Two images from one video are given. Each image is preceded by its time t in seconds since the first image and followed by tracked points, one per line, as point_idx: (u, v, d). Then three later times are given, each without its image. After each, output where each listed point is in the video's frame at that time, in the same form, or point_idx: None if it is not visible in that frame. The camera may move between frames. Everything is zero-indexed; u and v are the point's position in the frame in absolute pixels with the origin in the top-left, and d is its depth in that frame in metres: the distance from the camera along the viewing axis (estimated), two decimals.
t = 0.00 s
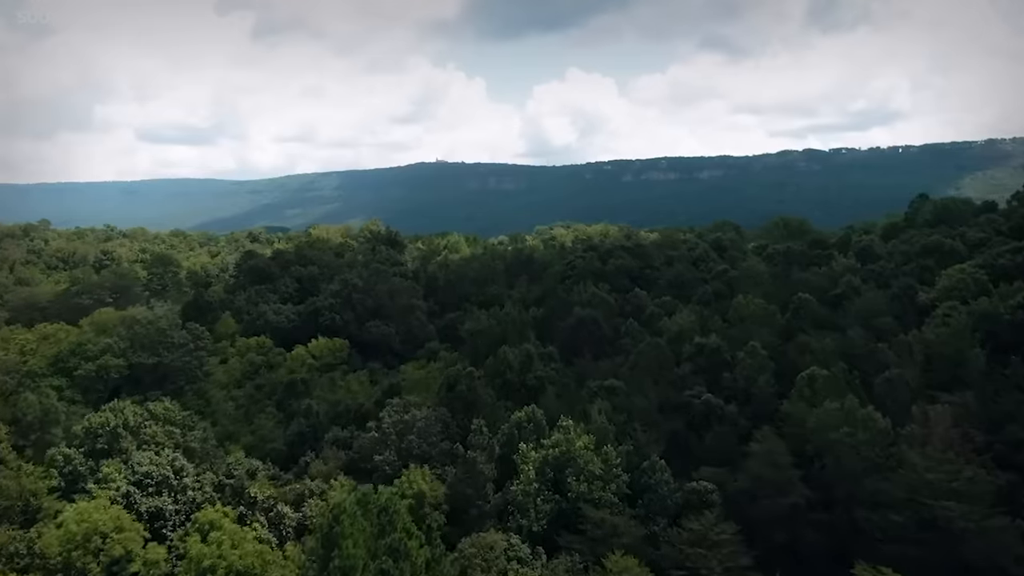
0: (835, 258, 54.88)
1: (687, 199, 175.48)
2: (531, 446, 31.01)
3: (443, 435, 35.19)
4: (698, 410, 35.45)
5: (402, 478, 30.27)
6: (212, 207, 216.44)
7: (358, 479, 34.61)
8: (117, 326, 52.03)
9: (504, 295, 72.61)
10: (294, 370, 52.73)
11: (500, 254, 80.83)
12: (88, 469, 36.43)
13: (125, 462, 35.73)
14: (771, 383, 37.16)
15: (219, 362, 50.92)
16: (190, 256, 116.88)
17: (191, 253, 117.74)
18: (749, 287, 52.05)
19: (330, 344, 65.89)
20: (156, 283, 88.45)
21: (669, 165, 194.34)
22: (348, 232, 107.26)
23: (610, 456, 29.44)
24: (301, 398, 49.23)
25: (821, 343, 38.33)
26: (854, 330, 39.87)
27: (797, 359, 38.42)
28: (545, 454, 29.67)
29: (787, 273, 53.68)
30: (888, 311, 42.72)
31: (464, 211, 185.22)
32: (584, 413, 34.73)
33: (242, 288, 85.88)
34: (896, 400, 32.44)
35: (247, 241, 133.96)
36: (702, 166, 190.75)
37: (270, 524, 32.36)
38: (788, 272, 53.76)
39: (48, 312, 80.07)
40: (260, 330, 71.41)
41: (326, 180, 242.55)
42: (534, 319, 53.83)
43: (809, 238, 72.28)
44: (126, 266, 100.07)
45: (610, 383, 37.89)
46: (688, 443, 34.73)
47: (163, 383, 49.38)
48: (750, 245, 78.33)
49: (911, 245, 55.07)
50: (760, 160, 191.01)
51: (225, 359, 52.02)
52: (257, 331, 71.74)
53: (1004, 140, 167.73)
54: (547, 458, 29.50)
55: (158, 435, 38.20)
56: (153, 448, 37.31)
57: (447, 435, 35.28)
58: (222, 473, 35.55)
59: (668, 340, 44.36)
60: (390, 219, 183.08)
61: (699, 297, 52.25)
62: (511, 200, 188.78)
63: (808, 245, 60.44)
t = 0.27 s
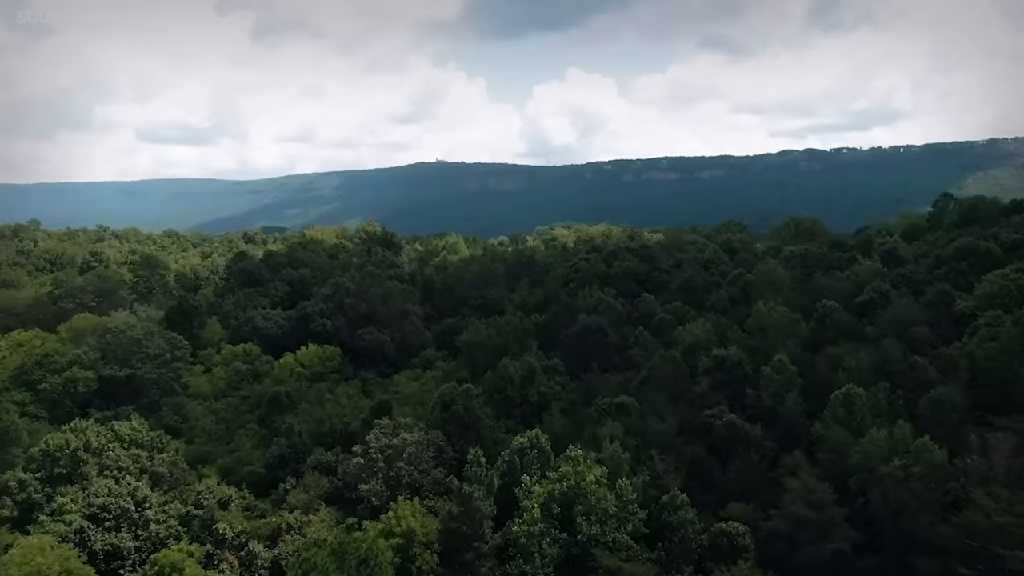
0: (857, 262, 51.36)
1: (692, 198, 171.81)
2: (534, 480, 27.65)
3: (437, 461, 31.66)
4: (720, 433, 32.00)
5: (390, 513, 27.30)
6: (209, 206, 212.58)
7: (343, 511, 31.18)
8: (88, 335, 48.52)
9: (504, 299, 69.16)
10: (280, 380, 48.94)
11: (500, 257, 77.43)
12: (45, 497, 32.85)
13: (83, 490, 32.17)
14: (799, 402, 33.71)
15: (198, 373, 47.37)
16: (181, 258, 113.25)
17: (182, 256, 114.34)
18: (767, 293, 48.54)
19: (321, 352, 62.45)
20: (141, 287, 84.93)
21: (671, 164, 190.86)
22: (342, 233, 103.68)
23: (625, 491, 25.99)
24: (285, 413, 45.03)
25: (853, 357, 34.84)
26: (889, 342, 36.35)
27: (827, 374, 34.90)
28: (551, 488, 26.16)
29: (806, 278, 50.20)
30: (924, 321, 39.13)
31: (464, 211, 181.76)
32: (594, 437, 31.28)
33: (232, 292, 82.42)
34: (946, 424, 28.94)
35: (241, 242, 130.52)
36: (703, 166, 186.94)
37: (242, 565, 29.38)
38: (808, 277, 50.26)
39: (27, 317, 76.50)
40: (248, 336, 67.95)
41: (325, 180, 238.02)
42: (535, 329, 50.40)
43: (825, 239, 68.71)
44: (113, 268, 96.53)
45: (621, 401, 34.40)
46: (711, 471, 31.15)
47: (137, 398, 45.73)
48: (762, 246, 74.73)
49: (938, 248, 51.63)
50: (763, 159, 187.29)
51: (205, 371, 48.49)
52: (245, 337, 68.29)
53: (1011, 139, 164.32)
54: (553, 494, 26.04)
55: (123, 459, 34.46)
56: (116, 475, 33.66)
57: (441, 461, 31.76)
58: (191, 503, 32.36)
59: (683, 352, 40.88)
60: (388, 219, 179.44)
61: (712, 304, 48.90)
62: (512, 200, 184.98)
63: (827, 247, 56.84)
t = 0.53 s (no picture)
0: (880, 267, 48.36)
1: (695, 198, 168.47)
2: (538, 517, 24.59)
3: (429, 490, 28.61)
4: (743, 460, 29.15)
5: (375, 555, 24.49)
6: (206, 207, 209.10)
7: (326, 548, 28.21)
8: (58, 346, 45.21)
9: (504, 304, 66.12)
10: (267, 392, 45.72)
11: (500, 259, 74.30)
12: None
13: (39, 522, 29.22)
14: (829, 424, 30.84)
15: (177, 385, 44.25)
16: (171, 260, 109.94)
17: (173, 259, 111.19)
18: (785, 300, 45.51)
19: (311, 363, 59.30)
20: (128, 291, 81.87)
21: (672, 164, 187.82)
22: (338, 234, 100.50)
23: (643, 533, 23.13)
24: (269, 430, 41.62)
25: (888, 373, 31.87)
26: (925, 355, 33.42)
27: (859, 392, 31.92)
28: (558, 531, 23.04)
29: (826, 284, 47.26)
30: (960, 333, 36.18)
31: (464, 211, 178.46)
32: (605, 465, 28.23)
33: (221, 297, 79.24)
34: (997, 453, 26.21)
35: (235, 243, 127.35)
36: (703, 166, 183.89)
37: None
38: (828, 283, 47.31)
39: (7, 322, 73.38)
40: (236, 343, 64.98)
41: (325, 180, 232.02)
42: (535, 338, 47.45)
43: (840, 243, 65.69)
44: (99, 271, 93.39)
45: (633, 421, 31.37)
46: (736, 504, 28.37)
47: (110, 413, 42.73)
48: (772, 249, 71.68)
49: (964, 251, 48.67)
50: (763, 160, 183.85)
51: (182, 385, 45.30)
52: (233, 345, 65.20)
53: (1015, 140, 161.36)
54: (562, 537, 22.97)
55: (84, 486, 31.25)
56: (75, 504, 30.36)
57: (434, 490, 28.73)
58: (158, 537, 30.01)
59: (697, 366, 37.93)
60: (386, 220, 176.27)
61: (725, 312, 45.99)
62: (513, 200, 181.54)
63: (845, 251, 53.80)
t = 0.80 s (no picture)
0: (905, 275, 45.47)
1: (697, 198, 165.21)
2: (546, 567, 21.72)
3: (419, 528, 25.53)
4: (772, 494, 26.37)
5: None
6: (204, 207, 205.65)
7: None
8: (24, 359, 41.94)
9: (504, 310, 63.06)
10: (252, 406, 42.83)
11: (499, 263, 71.36)
12: None
13: None
14: (866, 452, 27.96)
15: (159, 397, 41.77)
16: (162, 263, 106.83)
17: (164, 261, 108.22)
18: (805, 310, 42.60)
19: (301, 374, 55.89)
20: (114, 296, 79.07)
21: (672, 164, 185.00)
22: (332, 236, 97.52)
23: None
24: (250, 450, 38.60)
25: (931, 394, 28.89)
26: (969, 374, 30.45)
27: (899, 416, 28.92)
28: None
29: (849, 292, 44.30)
30: (1005, 347, 33.10)
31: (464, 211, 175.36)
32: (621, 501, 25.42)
33: (210, 301, 76.14)
34: None
35: (229, 245, 124.26)
36: (703, 166, 181.10)
37: None
38: (850, 291, 44.39)
39: None
40: (223, 352, 62.09)
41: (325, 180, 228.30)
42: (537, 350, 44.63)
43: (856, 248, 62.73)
44: (86, 274, 90.42)
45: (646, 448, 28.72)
46: (766, 546, 25.46)
47: (80, 431, 39.79)
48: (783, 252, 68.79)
49: (994, 255, 45.69)
50: (765, 160, 181.07)
51: (158, 400, 42.27)
52: (221, 354, 62.18)
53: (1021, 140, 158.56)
54: None
55: (38, 519, 28.66)
56: (25, 541, 27.78)
57: (424, 528, 25.67)
58: None
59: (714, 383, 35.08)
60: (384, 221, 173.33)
61: (740, 323, 43.22)
62: (514, 200, 178.24)
63: (866, 257, 50.90)
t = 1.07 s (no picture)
0: (939, 285, 42.13)
1: (697, 198, 161.49)
2: None
3: None
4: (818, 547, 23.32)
5: None
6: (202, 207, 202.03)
7: None
8: None
9: (505, 318, 59.54)
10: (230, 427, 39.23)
11: (500, 269, 68.03)
12: None
13: None
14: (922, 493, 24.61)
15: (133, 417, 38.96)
16: (149, 266, 103.01)
17: (152, 264, 104.55)
18: (833, 323, 39.16)
19: (280, 389, 51.41)
20: (96, 301, 75.59)
21: (672, 165, 181.51)
22: (325, 238, 93.87)
23: None
24: (223, 480, 34.99)
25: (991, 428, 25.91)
26: None
27: (955, 451, 26.57)
28: None
29: (879, 303, 40.91)
30: None
31: (463, 211, 171.77)
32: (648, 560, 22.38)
33: (195, 308, 72.54)
34: None
35: (222, 247, 120.61)
36: (704, 166, 177.75)
37: None
38: (880, 303, 41.04)
39: None
40: (206, 363, 58.60)
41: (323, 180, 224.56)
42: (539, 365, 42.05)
43: (876, 253, 59.26)
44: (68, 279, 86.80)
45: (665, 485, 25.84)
46: None
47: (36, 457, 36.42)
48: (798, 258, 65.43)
49: None
50: (766, 160, 177.59)
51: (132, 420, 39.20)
52: (204, 366, 58.59)
53: None
54: None
55: None
56: None
57: None
58: None
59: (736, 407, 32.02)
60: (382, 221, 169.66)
61: (760, 336, 39.78)
62: (514, 200, 174.52)
63: (893, 264, 47.54)
